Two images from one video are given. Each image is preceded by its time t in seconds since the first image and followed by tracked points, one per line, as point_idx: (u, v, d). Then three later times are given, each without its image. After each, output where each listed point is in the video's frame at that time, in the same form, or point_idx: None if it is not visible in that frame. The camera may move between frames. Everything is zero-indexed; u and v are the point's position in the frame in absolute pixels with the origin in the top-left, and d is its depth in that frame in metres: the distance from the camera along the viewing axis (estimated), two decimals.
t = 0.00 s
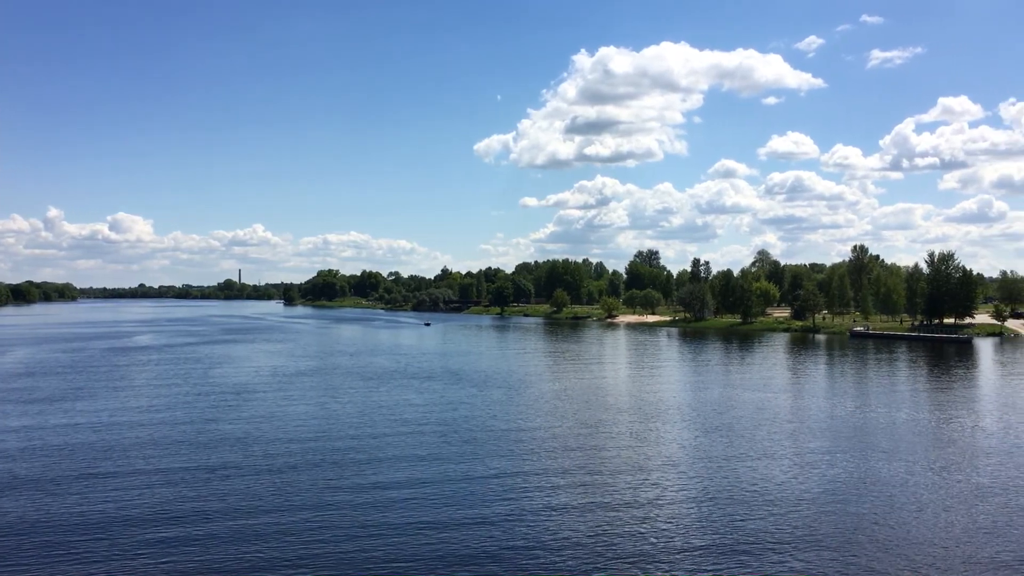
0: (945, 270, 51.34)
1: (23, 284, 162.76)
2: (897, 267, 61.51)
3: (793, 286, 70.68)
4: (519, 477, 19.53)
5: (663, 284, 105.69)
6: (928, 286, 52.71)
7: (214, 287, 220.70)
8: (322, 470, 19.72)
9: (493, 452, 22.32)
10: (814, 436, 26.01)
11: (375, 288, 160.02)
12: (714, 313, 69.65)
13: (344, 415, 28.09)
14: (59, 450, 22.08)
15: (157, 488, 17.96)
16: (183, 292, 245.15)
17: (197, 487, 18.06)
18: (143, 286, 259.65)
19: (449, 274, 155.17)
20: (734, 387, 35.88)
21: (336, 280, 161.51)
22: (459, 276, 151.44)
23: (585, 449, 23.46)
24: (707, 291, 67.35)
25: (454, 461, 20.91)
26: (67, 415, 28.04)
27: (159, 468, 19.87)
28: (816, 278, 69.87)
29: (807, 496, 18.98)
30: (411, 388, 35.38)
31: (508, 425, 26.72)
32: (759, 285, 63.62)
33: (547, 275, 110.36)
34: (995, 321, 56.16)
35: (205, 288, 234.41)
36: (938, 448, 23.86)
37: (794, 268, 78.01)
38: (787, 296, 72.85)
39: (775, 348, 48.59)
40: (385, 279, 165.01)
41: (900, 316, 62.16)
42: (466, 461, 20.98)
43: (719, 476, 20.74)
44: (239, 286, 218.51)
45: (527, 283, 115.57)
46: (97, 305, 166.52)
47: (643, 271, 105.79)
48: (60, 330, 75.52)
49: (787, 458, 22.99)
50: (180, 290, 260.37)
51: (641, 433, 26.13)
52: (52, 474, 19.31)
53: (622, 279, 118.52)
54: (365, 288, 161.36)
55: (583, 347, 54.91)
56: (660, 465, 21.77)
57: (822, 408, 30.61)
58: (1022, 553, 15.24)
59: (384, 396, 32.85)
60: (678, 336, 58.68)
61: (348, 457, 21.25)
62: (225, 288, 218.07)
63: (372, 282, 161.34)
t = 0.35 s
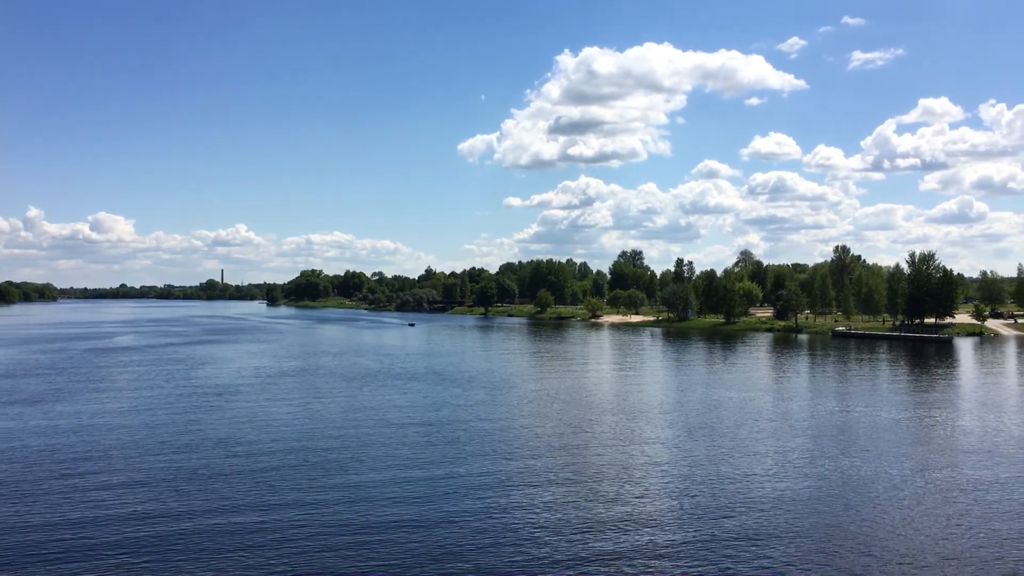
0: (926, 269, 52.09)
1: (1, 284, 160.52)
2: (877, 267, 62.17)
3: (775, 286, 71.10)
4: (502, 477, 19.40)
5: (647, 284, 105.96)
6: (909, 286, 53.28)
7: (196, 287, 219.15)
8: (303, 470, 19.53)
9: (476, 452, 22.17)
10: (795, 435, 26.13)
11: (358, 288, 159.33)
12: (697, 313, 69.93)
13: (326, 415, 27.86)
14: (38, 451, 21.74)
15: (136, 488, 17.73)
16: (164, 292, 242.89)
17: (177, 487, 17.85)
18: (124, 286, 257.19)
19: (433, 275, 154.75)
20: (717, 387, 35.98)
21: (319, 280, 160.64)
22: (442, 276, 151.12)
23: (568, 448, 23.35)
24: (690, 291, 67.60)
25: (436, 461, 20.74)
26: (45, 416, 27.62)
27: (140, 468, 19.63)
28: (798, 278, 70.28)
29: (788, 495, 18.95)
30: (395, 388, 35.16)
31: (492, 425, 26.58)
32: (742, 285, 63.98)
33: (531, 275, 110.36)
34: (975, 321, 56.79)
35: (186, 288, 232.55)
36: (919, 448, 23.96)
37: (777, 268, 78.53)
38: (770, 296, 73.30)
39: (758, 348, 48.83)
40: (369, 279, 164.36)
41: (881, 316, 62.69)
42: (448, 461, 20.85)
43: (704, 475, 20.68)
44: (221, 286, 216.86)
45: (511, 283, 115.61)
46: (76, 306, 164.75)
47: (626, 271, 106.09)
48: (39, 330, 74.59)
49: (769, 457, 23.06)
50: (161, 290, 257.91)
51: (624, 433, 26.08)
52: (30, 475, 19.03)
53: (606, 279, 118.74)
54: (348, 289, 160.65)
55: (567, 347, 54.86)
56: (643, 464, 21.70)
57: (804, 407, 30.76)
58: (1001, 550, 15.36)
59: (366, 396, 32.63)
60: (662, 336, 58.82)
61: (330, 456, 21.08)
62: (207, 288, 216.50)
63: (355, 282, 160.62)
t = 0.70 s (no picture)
0: (908, 269, 52.47)
1: None
2: (860, 267, 62.60)
3: (759, 286, 71.45)
4: (487, 477, 19.32)
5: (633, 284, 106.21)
6: (892, 285, 53.69)
7: (180, 288, 217.40)
8: (288, 470, 19.40)
9: (461, 452, 22.09)
10: (779, 435, 26.18)
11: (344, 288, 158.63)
12: (682, 313, 70.17)
13: (311, 416, 27.67)
14: (18, 452, 21.49)
15: (119, 488, 17.57)
16: (147, 292, 240.67)
17: (161, 487, 17.69)
18: (106, 286, 254.74)
19: (419, 275, 154.35)
20: (702, 386, 36.10)
21: (303, 280, 159.77)
22: (428, 276, 150.73)
23: (553, 448, 23.31)
24: (675, 292, 67.82)
25: (421, 460, 20.67)
26: (26, 417, 27.28)
27: (123, 468, 19.44)
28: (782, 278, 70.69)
29: (772, 494, 19.01)
30: (380, 389, 35.00)
31: (477, 425, 26.49)
32: (726, 285, 64.22)
33: (517, 275, 110.34)
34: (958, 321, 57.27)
35: (170, 288, 230.59)
36: (902, 446, 24.10)
37: (761, 268, 78.99)
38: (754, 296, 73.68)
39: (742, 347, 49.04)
40: (354, 280, 163.70)
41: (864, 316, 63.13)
42: (434, 460, 20.77)
43: (689, 474, 20.69)
44: (206, 286, 215.25)
45: (496, 283, 115.52)
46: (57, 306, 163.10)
47: (612, 271, 106.30)
48: (20, 330, 73.79)
49: (753, 456, 23.10)
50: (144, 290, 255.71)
51: (609, 433, 26.07)
52: (11, 476, 18.80)
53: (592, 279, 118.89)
54: (333, 289, 159.93)
55: (552, 347, 54.81)
56: (628, 463, 21.70)
57: (788, 406, 30.89)
58: (980, 548, 15.41)
59: (351, 397, 32.43)
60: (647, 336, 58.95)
61: (315, 456, 20.96)
62: (191, 288, 214.89)
63: (340, 282, 159.94)
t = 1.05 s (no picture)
0: (891, 269, 53.06)
1: None
2: (843, 267, 63.03)
3: (744, 285, 71.78)
4: (471, 476, 19.24)
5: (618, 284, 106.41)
6: (874, 285, 54.10)
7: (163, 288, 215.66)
8: (272, 469, 19.27)
9: (446, 451, 21.98)
10: (763, 434, 26.23)
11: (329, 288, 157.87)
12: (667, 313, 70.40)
13: (295, 416, 27.48)
14: None
15: (101, 487, 17.41)
16: (130, 292, 238.50)
17: (143, 486, 17.54)
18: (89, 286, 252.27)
19: (404, 275, 153.88)
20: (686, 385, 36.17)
21: (288, 280, 158.88)
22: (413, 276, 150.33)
23: (538, 447, 23.24)
24: (660, 291, 68.02)
25: (406, 460, 20.57)
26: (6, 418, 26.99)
27: (105, 468, 19.26)
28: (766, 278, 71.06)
29: (756, 492, 19.02)
30: (365, 389, 34.80)
31: (462, 425, 26.37)
32: (710, 285, 64.42)
33: (502, 275, 110.24)
34: (939, 321, 57.76)
35: (152, 289, 228.53)
36: (884, 445, 24.20)
37: (746, 268, 79.50)
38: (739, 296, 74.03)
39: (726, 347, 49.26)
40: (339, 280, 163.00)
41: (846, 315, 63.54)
42: (418, 460, 20.67)
43: (673, 473, 20.66)
44: (189, 286, 213.48)
45: (482, 283, 115.40)
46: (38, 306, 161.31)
47: (597, 270, 106.42)
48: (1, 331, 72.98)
49: (737, 455, 23.12)
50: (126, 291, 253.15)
51: (594, 432, 26.03)
52: None
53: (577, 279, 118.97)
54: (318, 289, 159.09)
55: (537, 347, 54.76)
56: (613, 462, 21.67)
57: (772, 405, 30.98)
58: (961, 547, 15.49)
59: (336, 397, 32.20)
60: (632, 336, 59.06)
61: (299, 456, 20.83)
62: (174, 288, 213.14)
63: (325, 282, 159.15)
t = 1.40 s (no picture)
0: (870, 268, 53.58)
1: None
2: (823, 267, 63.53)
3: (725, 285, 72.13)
4: (453, 475, 19.12)
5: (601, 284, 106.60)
6: (854, 285, 54.58)
7: (142, 288, 213.24)
8: (253, 469, 19.07)
9: (428, 451, 21.83)
10: (745, 433, 26.31)
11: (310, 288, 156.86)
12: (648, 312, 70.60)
13: (276, 416, 27.20)
14: None
15: (79, 487, 17.16)
16: (108, 292, 235.53)
17: (121, 486, 17.30)
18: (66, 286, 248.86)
19: (386, 275, 153.22)
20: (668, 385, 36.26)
21: (269, 280, 157.63)
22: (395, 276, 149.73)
23: (520, 447, 23.16)
24: (642, 291, 68.22)
25: (388, 459, 20.41)
26: None
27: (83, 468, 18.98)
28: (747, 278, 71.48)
29: (736, 490, 19.08)
30: (347, 388, 34.54)
31: (445, 425, 26.22)
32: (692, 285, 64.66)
33: (485, 275, 110.08)
34: (917, 321, 58.30)
35: (131, 289, 225.90)
36: (863, 444, 24.36)
37: (727, 268, 79.88)
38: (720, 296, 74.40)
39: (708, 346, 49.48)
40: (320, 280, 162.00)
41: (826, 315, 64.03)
42: (400, 459, 20.51)
43: (654, 472, 20.65)
44: (168, 285, 211.16)
45: (465, 283, 115.17)
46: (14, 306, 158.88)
47: (579, 270, 106.55)
48: None
49: (718, 454, 23.17)
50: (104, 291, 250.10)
51: (576, 431, 25.99)
52: None
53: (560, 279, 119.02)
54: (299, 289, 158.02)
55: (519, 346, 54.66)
56: (595, 462, 21.64)
57: (753, 405, 31.11)
58: (939, 544, 15.57)
59: (317, 397, 31.90)
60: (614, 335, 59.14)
61: (280, 455, 20.63)
62: (153, 288, 210.82)
63: (307, 282, 158.11)
